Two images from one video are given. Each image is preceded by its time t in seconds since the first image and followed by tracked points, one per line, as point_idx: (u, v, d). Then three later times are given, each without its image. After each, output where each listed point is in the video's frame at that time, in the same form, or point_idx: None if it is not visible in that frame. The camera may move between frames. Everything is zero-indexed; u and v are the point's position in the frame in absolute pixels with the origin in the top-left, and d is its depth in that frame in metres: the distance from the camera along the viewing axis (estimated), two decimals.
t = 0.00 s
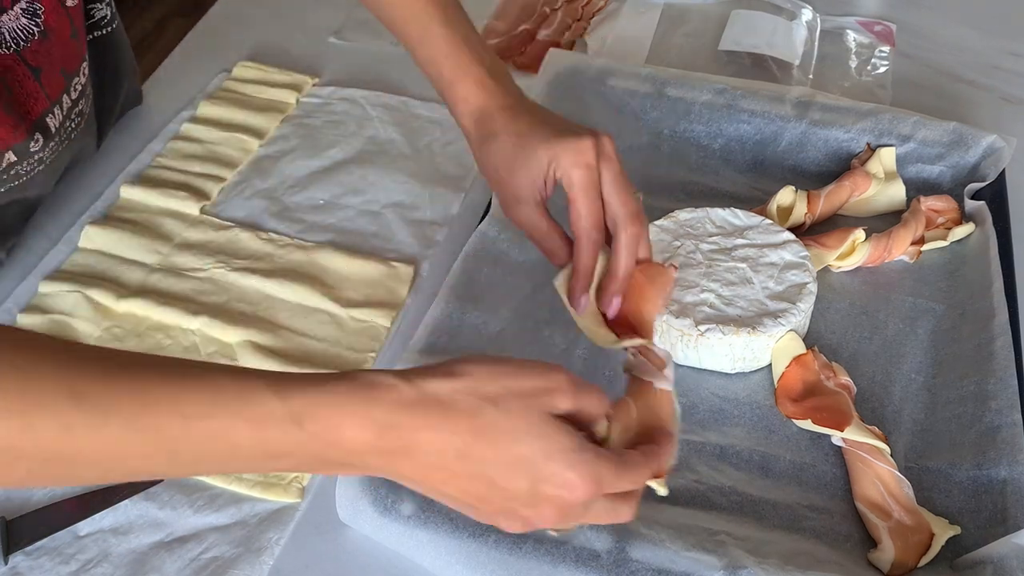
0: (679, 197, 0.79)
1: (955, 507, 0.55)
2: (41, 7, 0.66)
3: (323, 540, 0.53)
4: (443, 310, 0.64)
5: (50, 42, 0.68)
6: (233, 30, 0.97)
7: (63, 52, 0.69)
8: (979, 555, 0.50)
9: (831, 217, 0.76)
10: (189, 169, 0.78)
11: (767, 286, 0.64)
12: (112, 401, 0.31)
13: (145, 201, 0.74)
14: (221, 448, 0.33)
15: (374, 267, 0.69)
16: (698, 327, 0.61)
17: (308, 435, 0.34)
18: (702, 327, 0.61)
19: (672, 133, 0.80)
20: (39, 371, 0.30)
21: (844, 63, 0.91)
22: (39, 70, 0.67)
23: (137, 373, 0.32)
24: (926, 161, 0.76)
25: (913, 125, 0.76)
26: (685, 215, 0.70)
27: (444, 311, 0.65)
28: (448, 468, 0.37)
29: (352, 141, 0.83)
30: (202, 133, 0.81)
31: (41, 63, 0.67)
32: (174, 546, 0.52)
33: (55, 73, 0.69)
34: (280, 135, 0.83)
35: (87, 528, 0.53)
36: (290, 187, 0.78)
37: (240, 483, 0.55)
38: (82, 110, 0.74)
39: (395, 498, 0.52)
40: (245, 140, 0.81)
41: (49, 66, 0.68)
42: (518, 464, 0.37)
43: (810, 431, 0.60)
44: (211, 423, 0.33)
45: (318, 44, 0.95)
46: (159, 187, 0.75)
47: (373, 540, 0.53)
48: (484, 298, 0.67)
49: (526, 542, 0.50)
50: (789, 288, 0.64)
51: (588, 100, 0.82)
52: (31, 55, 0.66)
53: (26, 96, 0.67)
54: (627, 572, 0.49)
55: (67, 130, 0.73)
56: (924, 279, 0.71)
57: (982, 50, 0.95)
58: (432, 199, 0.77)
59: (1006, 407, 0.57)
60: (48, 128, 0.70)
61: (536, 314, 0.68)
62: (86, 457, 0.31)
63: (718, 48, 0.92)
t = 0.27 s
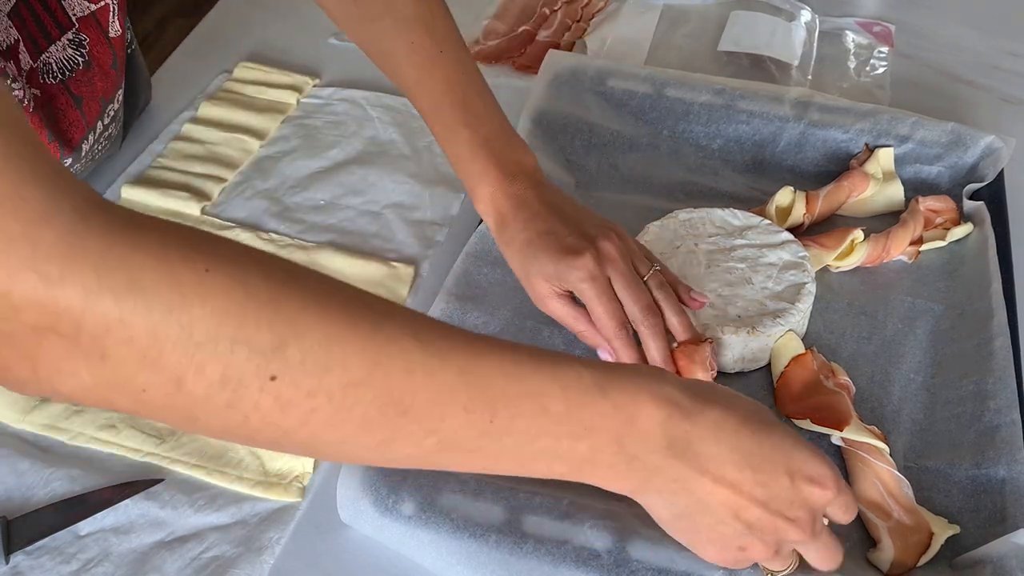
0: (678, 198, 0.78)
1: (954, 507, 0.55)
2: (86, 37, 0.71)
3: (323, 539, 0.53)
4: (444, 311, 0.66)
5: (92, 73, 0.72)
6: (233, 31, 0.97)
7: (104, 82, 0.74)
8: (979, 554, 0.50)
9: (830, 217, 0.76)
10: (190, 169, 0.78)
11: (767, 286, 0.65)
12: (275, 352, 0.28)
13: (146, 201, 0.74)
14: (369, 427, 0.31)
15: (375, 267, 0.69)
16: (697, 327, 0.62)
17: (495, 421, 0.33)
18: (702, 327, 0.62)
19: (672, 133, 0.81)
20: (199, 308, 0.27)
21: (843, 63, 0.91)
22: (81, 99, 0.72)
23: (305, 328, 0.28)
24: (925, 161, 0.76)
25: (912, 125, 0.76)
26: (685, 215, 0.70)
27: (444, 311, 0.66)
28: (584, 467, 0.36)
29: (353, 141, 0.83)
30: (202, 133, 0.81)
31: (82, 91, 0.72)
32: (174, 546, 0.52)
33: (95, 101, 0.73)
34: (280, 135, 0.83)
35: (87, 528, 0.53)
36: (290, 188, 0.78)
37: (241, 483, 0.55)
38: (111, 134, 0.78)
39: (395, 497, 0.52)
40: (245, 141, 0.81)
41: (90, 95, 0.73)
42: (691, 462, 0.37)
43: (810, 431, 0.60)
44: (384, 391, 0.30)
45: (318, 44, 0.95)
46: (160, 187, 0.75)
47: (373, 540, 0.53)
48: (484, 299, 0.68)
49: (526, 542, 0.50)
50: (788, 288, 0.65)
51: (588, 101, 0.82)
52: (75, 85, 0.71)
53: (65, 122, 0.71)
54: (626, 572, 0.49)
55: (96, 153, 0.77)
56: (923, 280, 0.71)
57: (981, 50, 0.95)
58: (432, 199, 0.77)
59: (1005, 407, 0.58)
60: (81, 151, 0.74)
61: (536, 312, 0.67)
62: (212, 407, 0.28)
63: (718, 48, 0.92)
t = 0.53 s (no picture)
0: (678, 198, 0.78)
1: (954, 507, 0.55)
2: (90, 41, 0.72)
3: (323, 539, 0.53)
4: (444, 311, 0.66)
5: (96, 78, 0.73)
6: (233, 30, 0.97)
7: (108, 85, 0.74)
8: (980, 554, 0.50)
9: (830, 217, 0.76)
10: (190, 169, 0.78)
11: (767, 286, 0.65)
12: (305, 351, 0.28)
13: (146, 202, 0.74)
14: (398, 430, 0.31)
15: (375, 267, 0.70)
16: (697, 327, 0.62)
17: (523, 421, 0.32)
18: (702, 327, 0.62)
19: (672, 133, 0.81)
20: (229, 308, 0.27)
21: (843, 63, 0.91)
22: (84, 103, 0.72)
23: (333, 328, 0.29)
24: (925, 161, 0.76)
25: (912, 125, 0.76)
26: (685, 215, 0.70)
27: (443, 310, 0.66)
28: (615, 470, 0.36)
29: (353, 142, 0.83)
30: (202, 133, 0.81)
31: (87, 95, 0.72)
32: (174, 546, 0.52)
33: (98, 104, 0.74)
34: (280, 135, 0.83)
35: (87, 528, 0.53)
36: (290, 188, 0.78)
37: (241, 483, 0.55)
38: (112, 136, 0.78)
39: (395, 499, 0.52)
40: (245, 141, 0.81)
41: (94, 98, 0.73)
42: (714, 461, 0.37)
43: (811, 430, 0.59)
44: (417, 391, 0.30)
45: (318, 44, 0.95)
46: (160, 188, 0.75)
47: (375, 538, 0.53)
48: (483, 301, 0.68)
49: (526, 543, 0.50)
50: (788, 289, 0.65)
51: (588, 102, 0.82)
52: (79, 89, 0.71)
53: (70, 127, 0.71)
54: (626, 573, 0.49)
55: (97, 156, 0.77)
56: (923, 280, 0.71)
57: (981, 50, 0.95)
58: (432, 199, 0.77)
59: (1006, 406, 0.58)
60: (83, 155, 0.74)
61: (536, 314, 0.67)
62: (239, 407, 0.28)
63: (718, 48, 0.92)
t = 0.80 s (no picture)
0: (677, 199, 0.78)
1: (958, 506, 0.55)
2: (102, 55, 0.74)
3: (325, 541, 0.53)
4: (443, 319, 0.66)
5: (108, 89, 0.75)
6: (233, 31, 0.97)
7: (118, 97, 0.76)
8: (984, 551, 0.50)
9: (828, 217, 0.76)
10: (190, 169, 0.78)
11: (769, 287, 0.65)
12: (406, 337, 0.28)
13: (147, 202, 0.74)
14: (492, 420, 0.30)
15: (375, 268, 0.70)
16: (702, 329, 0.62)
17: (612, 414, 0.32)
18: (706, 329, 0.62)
19: (666, 136, 0.81)
20: (334, 289, 0.27)
21: (843, 63, 0.91)
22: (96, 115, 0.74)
23: (431, 315, 0.29)
24: (919, 159, 0.76)
25: (906, 123, 0.76)
26: (684, 216, 0.70)
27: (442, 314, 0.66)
28: (697, 469, 0.35)
29: (353, 142, 0.83)
30: (202, 133, 0.81)
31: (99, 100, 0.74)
32: (174, 546, 0.52)
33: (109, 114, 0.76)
34: (280, 135, 0.83)
35: (87, 528, 0.53)
36: (291, 189, 0.78)
37: (241, 483, 0.55)
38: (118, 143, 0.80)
39: (396, 499, 0.52)
40: (245, 141, 0.81)
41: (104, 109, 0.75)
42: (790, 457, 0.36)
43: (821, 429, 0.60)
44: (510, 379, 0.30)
45: (318, 45, 0.95)
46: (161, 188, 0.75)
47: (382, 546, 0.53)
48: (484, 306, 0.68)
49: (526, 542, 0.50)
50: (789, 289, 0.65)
51: (587, 103, 0.82)
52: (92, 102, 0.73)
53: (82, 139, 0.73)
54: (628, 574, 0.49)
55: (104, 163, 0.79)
56: (924, 278, 0.71)
57: (981, 50, 0.95)
58: (432, 199, 0.77)
59: (1006, 403, 0.58)
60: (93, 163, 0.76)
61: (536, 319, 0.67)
62: (340, 394, 0.29)
63: (718, 48, 0.92)
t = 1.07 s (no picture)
0: (677, 199, 0.78)
1: (959, 505, 0.55)
2: (97, 44, 0.75)
3: (324, 542, 0.53)
4: (443, 321, 0.65)
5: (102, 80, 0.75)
6: (233, 31, 0.97)
7: (114, 89, 0.76)
8: (984, 551, 0.50)
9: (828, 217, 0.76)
10: (190, 169, 0.78)
11: (768, 287, 0.65)
12: (297, 389, 0.29)
13: (147, 202, 0.74)
14: (387, 461, 0.31)
15: (375, 267, 0.70)
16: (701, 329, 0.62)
17: (505, 443, 0.33)
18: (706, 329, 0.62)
19: (667, 135, 0.81)
20: (212, 343, 0.28)
21: (843, 63, 0.91)
22: (89, 104, 0.75)
23: (317, 361, 0.30)
24: (920, 159, 0.76)
25: (906, 124, 0.76)
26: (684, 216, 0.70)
27: (444, 320, 0.65)
28: (608, 493, 0.36)
29: (353, 142, 0.83)
30: (202, 133, 0.81)
31: (92, 98, 0.75)
32: (174, 546, 0.52)
33: (105, 105, 0.76)
34: (280, 135, 0.83)
35: (87, 528, 0.53)
36: (291, 188, 0.78)
37: (242, 483, 0.55)
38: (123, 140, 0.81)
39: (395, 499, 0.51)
40: (246, 141, 0.81)
41: (99, 99, 0.75)
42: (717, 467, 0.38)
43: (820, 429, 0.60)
44: (399, 417, 0.31)
45: (318, 45, 0.95)
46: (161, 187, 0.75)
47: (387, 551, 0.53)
48: (484, 307, 0.67)
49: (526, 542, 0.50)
50: (789, 289, 0.65)
51: (586, 103, 0.82)
52: (86, 90, 0.74)
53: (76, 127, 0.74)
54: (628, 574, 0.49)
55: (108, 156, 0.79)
56: (924, 278, 0.71)
57: (981, 50, 0.95)
58: (433, 199, 0.77)
59: (1007, 404, 0.58)
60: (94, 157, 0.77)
61: (536, 318, 0.67)
62: (233, 446, 0.29)
63: (718, 48, 0.92)
